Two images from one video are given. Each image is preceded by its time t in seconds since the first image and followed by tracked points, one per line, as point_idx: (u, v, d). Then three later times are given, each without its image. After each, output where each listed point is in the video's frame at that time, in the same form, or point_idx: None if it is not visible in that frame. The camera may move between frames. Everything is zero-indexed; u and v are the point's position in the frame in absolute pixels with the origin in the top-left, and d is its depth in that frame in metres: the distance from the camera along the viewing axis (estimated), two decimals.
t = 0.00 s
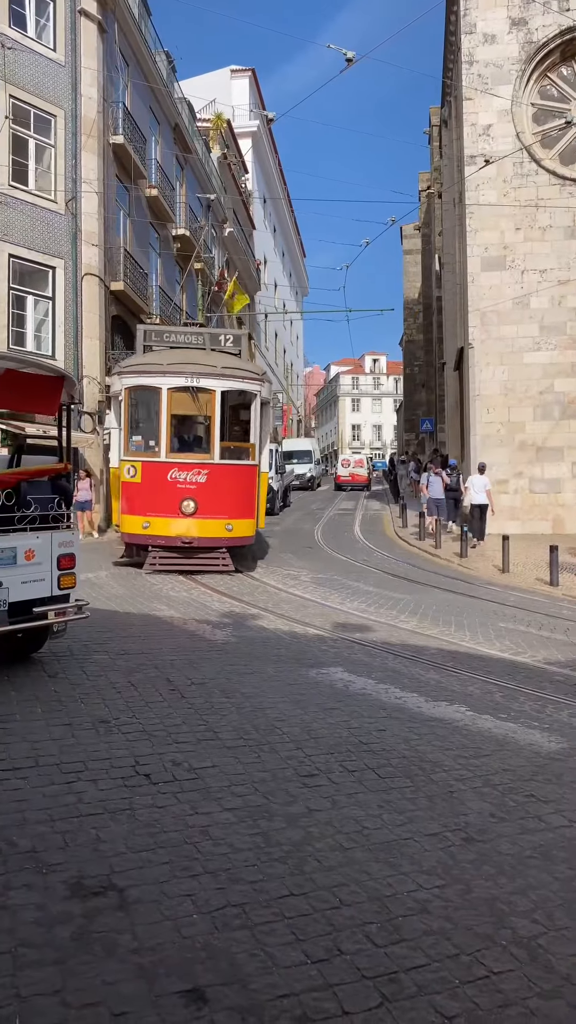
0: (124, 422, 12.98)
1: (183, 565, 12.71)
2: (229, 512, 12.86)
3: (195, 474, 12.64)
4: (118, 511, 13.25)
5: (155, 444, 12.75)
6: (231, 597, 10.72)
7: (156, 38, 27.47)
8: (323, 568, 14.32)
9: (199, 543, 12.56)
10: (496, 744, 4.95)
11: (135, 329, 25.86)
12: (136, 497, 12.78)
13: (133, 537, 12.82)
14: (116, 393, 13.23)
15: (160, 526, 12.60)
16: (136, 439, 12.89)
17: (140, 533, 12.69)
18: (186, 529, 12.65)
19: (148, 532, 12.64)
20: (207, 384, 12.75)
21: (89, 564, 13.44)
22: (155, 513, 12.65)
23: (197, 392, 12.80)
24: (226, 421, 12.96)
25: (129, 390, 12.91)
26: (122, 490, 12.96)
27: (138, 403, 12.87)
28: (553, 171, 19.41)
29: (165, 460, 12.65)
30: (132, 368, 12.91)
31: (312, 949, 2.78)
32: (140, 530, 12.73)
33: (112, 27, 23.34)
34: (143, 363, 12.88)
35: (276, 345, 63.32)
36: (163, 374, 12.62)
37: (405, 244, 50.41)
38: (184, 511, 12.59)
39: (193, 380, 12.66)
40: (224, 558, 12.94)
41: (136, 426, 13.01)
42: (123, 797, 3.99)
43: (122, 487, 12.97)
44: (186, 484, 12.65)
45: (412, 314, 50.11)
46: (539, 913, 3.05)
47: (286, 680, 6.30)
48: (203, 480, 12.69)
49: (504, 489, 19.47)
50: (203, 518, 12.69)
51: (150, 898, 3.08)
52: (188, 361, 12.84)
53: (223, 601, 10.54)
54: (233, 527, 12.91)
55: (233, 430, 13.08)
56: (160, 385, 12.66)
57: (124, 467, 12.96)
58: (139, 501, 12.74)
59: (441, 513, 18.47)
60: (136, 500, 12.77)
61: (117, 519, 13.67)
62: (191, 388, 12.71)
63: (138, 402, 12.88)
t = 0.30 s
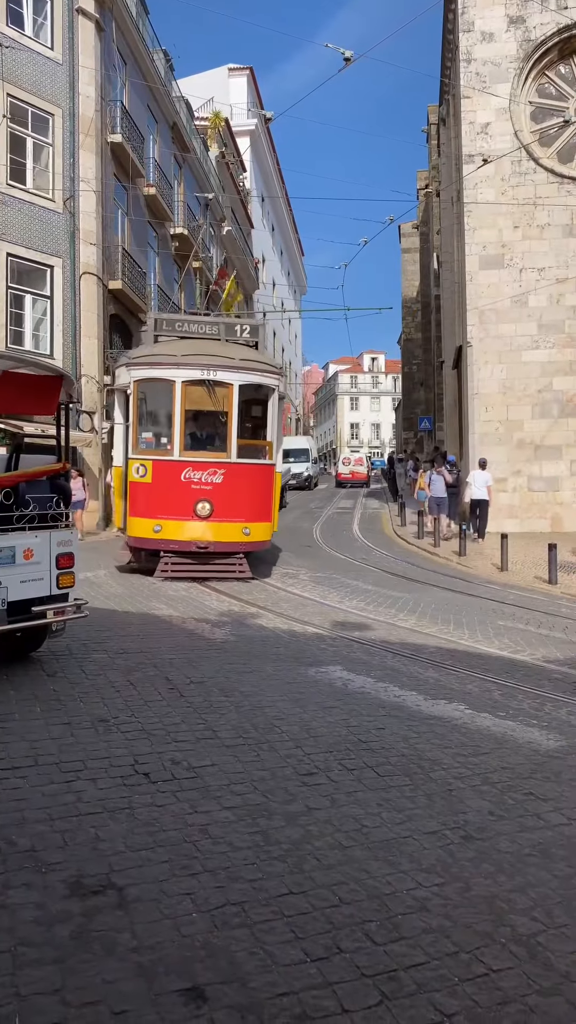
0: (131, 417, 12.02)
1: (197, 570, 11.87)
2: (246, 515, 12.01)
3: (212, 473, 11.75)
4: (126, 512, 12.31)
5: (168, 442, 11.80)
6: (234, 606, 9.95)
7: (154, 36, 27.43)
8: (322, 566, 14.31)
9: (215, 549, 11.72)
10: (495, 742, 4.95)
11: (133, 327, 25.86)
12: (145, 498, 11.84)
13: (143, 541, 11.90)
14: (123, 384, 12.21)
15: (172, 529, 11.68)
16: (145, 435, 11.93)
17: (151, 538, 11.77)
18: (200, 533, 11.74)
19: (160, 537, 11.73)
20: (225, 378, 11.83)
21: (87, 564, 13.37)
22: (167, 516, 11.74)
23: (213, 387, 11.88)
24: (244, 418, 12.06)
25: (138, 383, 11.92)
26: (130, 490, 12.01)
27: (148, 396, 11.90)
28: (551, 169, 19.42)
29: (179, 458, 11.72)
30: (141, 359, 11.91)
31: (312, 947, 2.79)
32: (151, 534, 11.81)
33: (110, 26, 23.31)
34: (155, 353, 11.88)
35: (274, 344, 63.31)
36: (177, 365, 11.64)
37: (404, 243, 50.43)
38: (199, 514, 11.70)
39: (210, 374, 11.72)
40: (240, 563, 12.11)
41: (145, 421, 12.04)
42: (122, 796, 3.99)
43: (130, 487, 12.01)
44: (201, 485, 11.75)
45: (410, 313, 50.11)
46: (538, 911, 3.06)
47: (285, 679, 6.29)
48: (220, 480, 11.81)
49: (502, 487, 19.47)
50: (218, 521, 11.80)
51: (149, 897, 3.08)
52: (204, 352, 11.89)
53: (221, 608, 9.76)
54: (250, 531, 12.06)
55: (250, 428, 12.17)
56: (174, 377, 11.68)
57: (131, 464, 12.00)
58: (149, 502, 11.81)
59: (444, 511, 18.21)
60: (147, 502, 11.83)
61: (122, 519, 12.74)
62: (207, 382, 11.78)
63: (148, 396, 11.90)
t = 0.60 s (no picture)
0: (143, 412, 10.98)
1: (217, 576, 10.92)
2: (268, 519, 11.07)
3: (233, 473, 10.82)
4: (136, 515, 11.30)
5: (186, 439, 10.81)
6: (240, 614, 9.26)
7: (151, 34, 27.41)
8: (321, 565, 14.29)
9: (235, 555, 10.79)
10: (494, 741, 4.95)
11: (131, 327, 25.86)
12: (159, 500, 10.82)
13: (156, 547, 10.88)
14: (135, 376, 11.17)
15: (189, 532, 10.72)
16: (160, 432, 10.88)
17: (166, 543, 10.77)
18: (220, 538, 10.79)
19: (176, 543, 10.74)
20: (247, 370, 10.90)
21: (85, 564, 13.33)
22: (183, 520, 10.75)
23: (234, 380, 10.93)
24: (266, 413, 11.13)
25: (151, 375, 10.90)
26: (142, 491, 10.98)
27: (163, 390, 10.88)
28: (548, 167, 19.43)
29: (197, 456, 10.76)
30: (156, 349, 10.91)
31: (310, 945, 2.79)
32: (166, 539, 10.80)
33: (107, 24, 23.28)
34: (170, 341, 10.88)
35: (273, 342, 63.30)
36: (196, 356, 10.68)
37: (401, 241, 50.43)
38: (219, 517, 10.75)
39: (231, 365, 10.76)
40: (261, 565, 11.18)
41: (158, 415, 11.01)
42: (121, 795, 3.99)
43: (142, 489, 10.99)
44: (221, 486, 10.80)
45: (408, 311, 50.09)
46: (536, 908, 3.06)
47: (283, 678, 6.29)
48: (241, 480, 10.88)
49: (500, 485, 19.47)
50: (238, 525, 10.86)
51: (147, 895, 3.08)
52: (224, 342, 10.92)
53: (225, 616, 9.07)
54: (273, 535, 11.13)
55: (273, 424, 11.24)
56: (193, 369, 10.72)
57: (143, 463, 10.97)
58: (164, 505, 10.79)
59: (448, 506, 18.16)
60: (161, 504, 10.81)
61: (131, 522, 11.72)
62: (228, 374, 10.83)
63: (162, 389, 10.88)
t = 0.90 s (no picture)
0: (162, 407, 10.17)
1: (242, 584, 10.11)
2: (296, 523, 10.28)
3: (260, 473, 10.04)
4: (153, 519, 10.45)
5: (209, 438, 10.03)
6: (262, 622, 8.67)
7: (148, 33, 27.40)
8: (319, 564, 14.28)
9: (262, 562, 10.00)
10: (492, 739, 4.95)
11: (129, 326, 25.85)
12: (180, 502, 10.00)
13: (176, 553, 10.04)
14: (153, 369, 10.36)
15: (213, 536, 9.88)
16: (180, 429, 10.09)
17: (188, 549, 9.93)
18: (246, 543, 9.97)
19: (199, 548, 9.91)
20: (275, 363, 10.10)
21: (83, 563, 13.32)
22: (207, 524, 9.93)
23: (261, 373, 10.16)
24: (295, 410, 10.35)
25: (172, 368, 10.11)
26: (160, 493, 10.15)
27: (184, 384, 10.08)
28: (546, 165, 19.46)
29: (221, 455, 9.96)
30: (177, 339, 10.11)
31: (309, 943, 2.80)
32: (188, 544, 9.95)
33: (104, 23, 23.26)
34: (193, 331, 10.10)
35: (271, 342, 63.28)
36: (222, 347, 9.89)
37: (399, 240, 50.44)
38: (245, 520, 9.95)
39: (259, 357, 9.98)
40: (288, 574, 10.37)
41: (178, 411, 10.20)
42: (119, 794, 3.99)
43: (160, 490, 10.16)
44: (247, 487, 10.00)
45: (406, 310, 50.09)
46: (535, 906, 3.07)
47: (281, 677, 6.29)
48: (268, 481, 10.09)
49: (498, 484, 19.48)
50: (266, 530, 10.05)
51: (146, 894, 3.08)
52: (251, 332, 10.14)
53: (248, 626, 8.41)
54: (302, 541, 10.34)
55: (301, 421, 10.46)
56: (218, 361, 9.94)
57: (162, 462, 10.13)
58: (186, 507, 9.97)
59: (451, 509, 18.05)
60: (183, 506, 9.99)
61: (147, 527, 10.85)
62: (255, 366, 10.04)
63: (183, 382, 10.08)
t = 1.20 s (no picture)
0: (188, 400, 9.14)
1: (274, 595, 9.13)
2: (333, 529, 9.33)
3: (296, 473, 9.08)
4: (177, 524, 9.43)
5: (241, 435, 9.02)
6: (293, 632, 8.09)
7: (145, 32, 27.37)
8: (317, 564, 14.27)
9: (297, 571, 9.04)
10: (490, 738, 4.94)
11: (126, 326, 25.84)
12: (208, 505, 9.01)
13: (202, 562, 9.03)
14: (178, 358, 9.35)
15: (246, 542, 8.91)
16: (208, 425, 9.06)
17: (217, 557, 8.93)
18: (281, 551, 9.01)
19: (230, 556, 8.91)
20: (314, 353, 9.12)
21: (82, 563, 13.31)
22: (238, 529, 8.94)
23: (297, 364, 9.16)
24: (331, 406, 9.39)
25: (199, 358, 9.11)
26: (186, 494, 9.15)
27: (212, 374, 9.06)
28: (543, 164, 19.48)
29: (255, 454, 8.97)
30: (206, 324, 9.10)
31: (307, 942, 2.80)
32: (217, 551, 8.94)
33: (101, 23, 23.24)
34: (223, 318, 9.09)
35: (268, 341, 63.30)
36: (256, 335, 8.90)
37: (396, 239, 50.47)
38: (280, 525, 8.99)
39: (296, 347, 9.00)
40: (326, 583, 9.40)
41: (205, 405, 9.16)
42: (117, 794, 3.99)
43: (186, 491, 9.16)
44: (283, 488, 9.03)
45: (404, 309, 50.11)
46: (532, 904, 3.07)
47: (279, 677, 6.28)
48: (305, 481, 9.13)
49: (496, 483, 19.51)
50: (302, 535, 9.09)
51: (144, 893, 3.09)
52: (287, 320, 9.13)
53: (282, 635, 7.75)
54: (339, 547, 9.38)
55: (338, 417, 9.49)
56: (252, 350, 8.93)
57: (188, 461, 9.12)
58: (215, 510, 8.98)
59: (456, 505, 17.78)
60: (212, 509, 8.99)
61: (169, 533, 9.82)
62: (292, 357, 9.06)
63: (212, 373, 9.06)
